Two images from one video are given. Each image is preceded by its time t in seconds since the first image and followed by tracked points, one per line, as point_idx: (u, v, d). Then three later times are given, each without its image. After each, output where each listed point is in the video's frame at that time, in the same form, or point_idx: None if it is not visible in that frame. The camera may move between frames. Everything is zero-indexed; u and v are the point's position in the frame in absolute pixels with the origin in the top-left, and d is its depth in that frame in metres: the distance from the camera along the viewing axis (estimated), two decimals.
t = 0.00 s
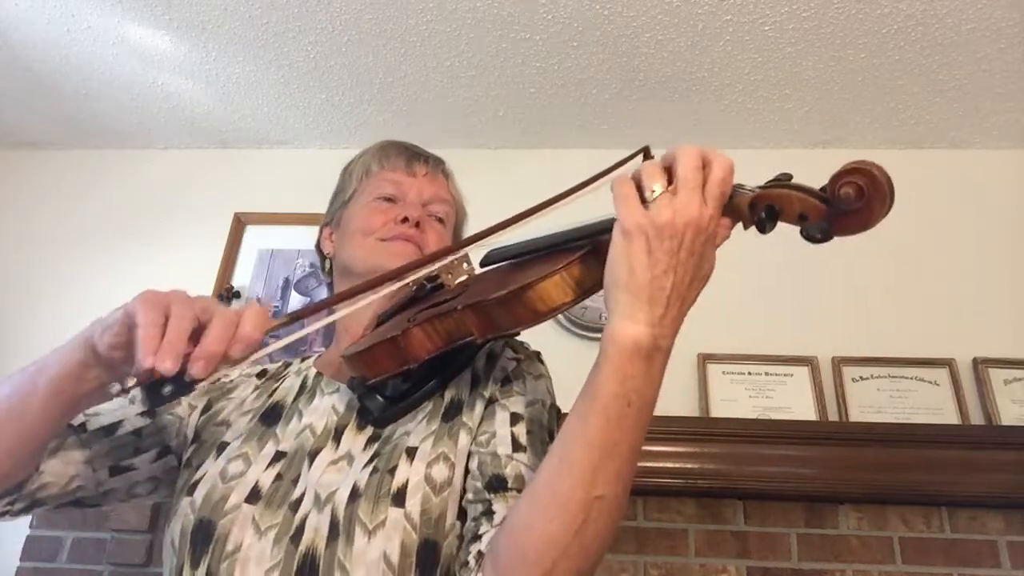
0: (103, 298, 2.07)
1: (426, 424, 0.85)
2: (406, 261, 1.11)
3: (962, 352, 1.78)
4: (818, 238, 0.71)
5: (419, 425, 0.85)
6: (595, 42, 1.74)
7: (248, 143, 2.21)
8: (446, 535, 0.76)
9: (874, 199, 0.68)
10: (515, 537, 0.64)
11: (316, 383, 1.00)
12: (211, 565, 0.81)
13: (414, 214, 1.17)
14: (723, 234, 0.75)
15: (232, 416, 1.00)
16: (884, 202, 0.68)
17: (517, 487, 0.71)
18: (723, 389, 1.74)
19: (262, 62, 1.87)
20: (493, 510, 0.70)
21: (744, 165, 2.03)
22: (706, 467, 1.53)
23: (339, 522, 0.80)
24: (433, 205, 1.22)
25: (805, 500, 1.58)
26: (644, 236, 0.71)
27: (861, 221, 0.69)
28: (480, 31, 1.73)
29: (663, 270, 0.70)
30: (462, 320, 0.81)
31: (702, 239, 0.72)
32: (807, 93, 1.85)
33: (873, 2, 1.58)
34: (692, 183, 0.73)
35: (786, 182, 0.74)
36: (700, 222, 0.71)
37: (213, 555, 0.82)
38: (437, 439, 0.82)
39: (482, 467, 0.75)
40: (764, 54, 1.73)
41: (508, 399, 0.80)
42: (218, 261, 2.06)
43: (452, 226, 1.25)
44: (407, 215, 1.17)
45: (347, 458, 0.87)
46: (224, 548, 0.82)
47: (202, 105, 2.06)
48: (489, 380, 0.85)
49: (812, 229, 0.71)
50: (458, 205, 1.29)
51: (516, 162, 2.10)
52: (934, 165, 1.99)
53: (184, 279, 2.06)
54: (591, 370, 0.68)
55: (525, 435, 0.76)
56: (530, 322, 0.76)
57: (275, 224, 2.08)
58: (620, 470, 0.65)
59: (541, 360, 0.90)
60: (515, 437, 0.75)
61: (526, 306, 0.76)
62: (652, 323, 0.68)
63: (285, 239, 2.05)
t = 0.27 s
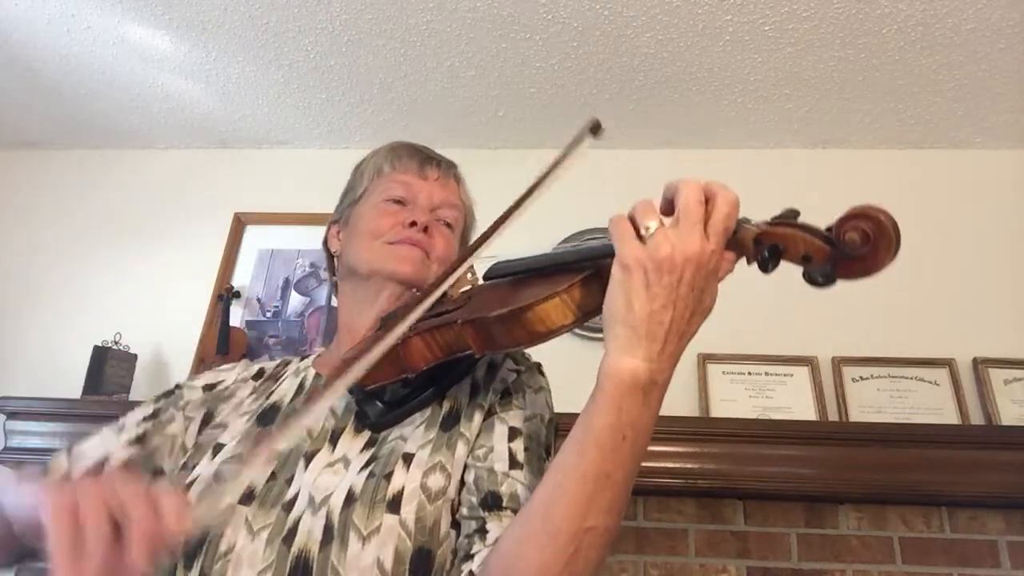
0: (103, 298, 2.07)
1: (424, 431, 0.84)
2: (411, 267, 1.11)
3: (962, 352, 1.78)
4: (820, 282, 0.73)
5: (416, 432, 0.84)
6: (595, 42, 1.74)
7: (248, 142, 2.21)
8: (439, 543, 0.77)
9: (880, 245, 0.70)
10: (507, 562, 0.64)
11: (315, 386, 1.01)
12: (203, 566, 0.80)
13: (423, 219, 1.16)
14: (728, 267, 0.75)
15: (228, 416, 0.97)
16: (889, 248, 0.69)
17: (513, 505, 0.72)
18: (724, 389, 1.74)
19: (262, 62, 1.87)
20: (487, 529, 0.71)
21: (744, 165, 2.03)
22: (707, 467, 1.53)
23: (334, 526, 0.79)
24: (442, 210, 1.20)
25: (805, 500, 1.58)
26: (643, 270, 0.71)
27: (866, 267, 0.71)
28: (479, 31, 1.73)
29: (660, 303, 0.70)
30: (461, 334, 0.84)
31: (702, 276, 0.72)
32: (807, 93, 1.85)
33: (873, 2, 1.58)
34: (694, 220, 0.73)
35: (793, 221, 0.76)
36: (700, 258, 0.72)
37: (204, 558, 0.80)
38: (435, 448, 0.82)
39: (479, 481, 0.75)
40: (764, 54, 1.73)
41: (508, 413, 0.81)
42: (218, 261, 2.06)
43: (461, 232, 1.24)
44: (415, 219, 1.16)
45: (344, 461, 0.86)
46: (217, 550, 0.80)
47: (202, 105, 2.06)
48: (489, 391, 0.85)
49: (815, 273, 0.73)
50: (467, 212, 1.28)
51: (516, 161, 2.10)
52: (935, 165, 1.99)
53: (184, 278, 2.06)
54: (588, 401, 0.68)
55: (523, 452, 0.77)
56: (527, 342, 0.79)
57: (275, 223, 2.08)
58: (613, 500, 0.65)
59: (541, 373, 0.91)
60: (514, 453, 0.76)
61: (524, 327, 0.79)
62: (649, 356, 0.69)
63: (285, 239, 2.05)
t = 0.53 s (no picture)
0: (103, 298, 2.07)
1: (418, 430, 0.84)
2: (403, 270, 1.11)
3: (962, 352, 1.78)
4: (813, 275, 0.68)
5: (410, 431, 0.85)
6: (595, 42, 1.74)
7: (247, 143, 2.21)
8: (432, 543, 0.77)
9: (873, 238, 0.65)
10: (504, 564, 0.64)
11: (308, 389, 1.00)
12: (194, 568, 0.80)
13: (415, 219, 1.16)
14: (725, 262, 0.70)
15: (223, 427, 0.99)
16: (883, 240, 0.64)
17: (510, 502, 0.72)
18: (724, 389, 1.74)
19: (262, 62, 1.87)
20: (485, 526, 0.71)
21: (745, 165, 2.03)
22: (707, 467, 1.53)
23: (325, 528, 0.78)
24: (436, 209, 1.20)
25: (805, 500, 1.58)
26: (641, 269, 0.68)
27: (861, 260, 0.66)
28: (479, 31, 1.73)
29: (659, 301, 0.67)
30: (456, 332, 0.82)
31: (705, 275, 0.68)
32: (807, 93, 1.85)
33: (873, 2, 1.58)
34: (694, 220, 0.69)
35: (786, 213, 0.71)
36: (702, 255, 0.68)
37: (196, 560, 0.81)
38: (427, 446, 0.82)
39: (475, 479, 0.76)
40: (764, 54, 1.73)
41: (503, 410, 0.81)
42: (218, 261, 2.07)
43: (456, 230, 1.23)
44: (407, 219, 1.16)
45: (336, 463, 0.86)
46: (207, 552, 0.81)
47: (201, 105, 2.05)
48: (482, 389, 0.85)
49: (808, 266, 0.68)
50: (462, 210, 1.26)
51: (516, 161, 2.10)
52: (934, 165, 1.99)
53: (184, 278, 2.06)
54: (586, 399, 0.66)
55: (520, 449, 0.77)
56: (522, 338, 0.77)
57: (275, 223, 2.08)
58: (611, 500, 0.64)
59: (535, 368, 0.91)
60: (510, 450, 0.77)
61: (518, 323, 0.77)
62: (648, 353, 0.66)
63: (285, 239, 2.05)
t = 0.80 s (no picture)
0: (104, 298, 2.07)
1: (405, 426, 0.83)
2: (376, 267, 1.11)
3: (962, 352, 1.78)
4: (769, 236, 0.67)
5: (398, 428, 0.83)
6: (595, 42, 1.74)
7: (247, 142, 2.20)
8: (427, 537, 0.77)
9: (823, 195, 0.64)
10: (496, 551, 0.63)
11: (294, 396, 0.97)
12: None
13: (383, 217, 1.16)
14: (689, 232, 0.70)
15: (213, 434, 0.98)
16: (833, 196, 0.64)
17: (501, 494, 0.72)
18: (724, 389, 1.74)
19: (262, 62, 1.87)
20: (479, 518, 0.71)
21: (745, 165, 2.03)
22: (707, 467, 1.53)
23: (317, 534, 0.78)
24: (402, 205, 1.20)
25: (805, 500, 1.58)
26: (608, 254, 0.68)
27: (812, 217, 0.65)
28: (479, 31, 1.73)
29: (627, 285, 0.68)
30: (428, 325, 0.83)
31: (668, 253, 0.69)
32: (807, 93, 1.85)
33: (873, 2, 1.58)
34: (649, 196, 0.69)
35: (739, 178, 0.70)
36: (662, 235, 0.68)
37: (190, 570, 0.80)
38: (416, 442, 0.81)
39: (465, 472, 0.75)
40: (764, 54, 1.73)
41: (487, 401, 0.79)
42: (218, 261, 2.07)
43: (426, 224, 1.23)
44: (376, 218, 1.16)
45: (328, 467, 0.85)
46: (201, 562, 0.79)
47: (201, 105, 2.06)
48: (466, 381, 0.83)
49: (764, 228, 0.67)
50: (429, 202, 1.26)
51: (516, 161, 2.10)
52: (935, 165, 1.99)
53: (184, 278, 2.06)
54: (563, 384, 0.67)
55: (506, 439, 0.76)
56: (494, 327, 0.79)
57: (275, 224, 2.08)
58: (597, 481, 0.64)
59: (518, 354, 0.88)
60: (497, 441, 0.75)
61: (490, 312, 0.79)
62: (622, 336, 0.67)
63: (285, 239, 2.05)
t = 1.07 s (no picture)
0: (104, 298, 2.07)
1: (406, 429, 0.83)
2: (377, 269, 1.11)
3: (962, 352, 1.78)
4: (779, 255, 0.65)
5: (398, 431, 0.83)
6: (595, 42, 1.74)
7: (247, 142, 2.20)
8: (427, 541, 0.77)
9: (835, 215, 0.66)
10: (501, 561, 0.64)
11: (295, 394, 0.98)
12: None
13: (383, 217, 1.16)
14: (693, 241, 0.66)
15: (215, 433, 0.98)
16: (845, 216, 0.65)
17: (501, 501, 0.72)
18: (724, 389, 1.74)
19: (262, 62, 1.87)
20: (479, 524, 0.71)
21: (745, 165, 2.03)
22: (707, 467, 1.53)
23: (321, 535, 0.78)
24: (402, 203, 1.19)
25: (805, 500, 1.58)
26: (613, 267, 0.64)
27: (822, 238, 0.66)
28: (480, 31, 1.73)
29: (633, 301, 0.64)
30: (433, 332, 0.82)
31: (676, 264, 0.65)
32: (807, 94, 1.85)
33: (873, 2, 1.58)
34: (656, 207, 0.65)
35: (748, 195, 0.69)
36: (668, 247, 0.64)
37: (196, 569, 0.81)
38: (418, 446, 0.81)
39: (466, 478, 0.76)
40: (764, 54, 1.73)
41: (488, 405, 0.81)
42: (218, 261, 2.07)
43: (426, 220, 1.23)
44: (375, 218, 1.15)
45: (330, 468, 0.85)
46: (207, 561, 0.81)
47: (201, 105, 2.05)
48: (467, 384, 0.84)
49: (774, 245, 0.65)
50: (429, 198, 1.26)
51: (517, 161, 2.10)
52: (934, 165, 1.99)
53: (184, 278, 2.06)
54: (569, 397, 0.64)
55: (508, 445, 0.77)
56: (501, 335, 0.78)
57: (276, 223, 2.08)
58: (604, 492, 0.63)
59: (518, 357, 0.90)
60: (498, 446, 0.76)
61: (496, 321, 0.77)
62: (629, 350, 0.63)
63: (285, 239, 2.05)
